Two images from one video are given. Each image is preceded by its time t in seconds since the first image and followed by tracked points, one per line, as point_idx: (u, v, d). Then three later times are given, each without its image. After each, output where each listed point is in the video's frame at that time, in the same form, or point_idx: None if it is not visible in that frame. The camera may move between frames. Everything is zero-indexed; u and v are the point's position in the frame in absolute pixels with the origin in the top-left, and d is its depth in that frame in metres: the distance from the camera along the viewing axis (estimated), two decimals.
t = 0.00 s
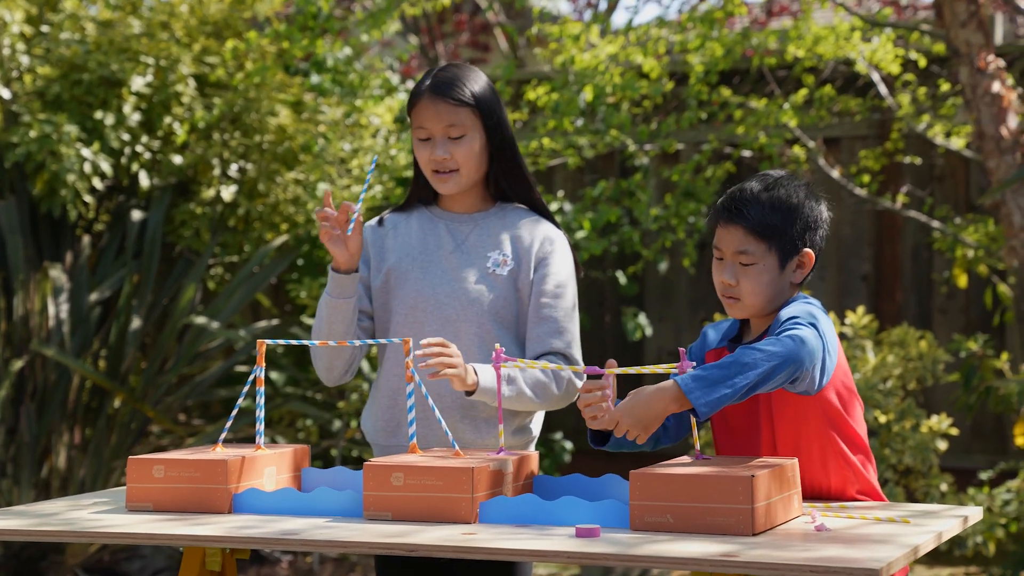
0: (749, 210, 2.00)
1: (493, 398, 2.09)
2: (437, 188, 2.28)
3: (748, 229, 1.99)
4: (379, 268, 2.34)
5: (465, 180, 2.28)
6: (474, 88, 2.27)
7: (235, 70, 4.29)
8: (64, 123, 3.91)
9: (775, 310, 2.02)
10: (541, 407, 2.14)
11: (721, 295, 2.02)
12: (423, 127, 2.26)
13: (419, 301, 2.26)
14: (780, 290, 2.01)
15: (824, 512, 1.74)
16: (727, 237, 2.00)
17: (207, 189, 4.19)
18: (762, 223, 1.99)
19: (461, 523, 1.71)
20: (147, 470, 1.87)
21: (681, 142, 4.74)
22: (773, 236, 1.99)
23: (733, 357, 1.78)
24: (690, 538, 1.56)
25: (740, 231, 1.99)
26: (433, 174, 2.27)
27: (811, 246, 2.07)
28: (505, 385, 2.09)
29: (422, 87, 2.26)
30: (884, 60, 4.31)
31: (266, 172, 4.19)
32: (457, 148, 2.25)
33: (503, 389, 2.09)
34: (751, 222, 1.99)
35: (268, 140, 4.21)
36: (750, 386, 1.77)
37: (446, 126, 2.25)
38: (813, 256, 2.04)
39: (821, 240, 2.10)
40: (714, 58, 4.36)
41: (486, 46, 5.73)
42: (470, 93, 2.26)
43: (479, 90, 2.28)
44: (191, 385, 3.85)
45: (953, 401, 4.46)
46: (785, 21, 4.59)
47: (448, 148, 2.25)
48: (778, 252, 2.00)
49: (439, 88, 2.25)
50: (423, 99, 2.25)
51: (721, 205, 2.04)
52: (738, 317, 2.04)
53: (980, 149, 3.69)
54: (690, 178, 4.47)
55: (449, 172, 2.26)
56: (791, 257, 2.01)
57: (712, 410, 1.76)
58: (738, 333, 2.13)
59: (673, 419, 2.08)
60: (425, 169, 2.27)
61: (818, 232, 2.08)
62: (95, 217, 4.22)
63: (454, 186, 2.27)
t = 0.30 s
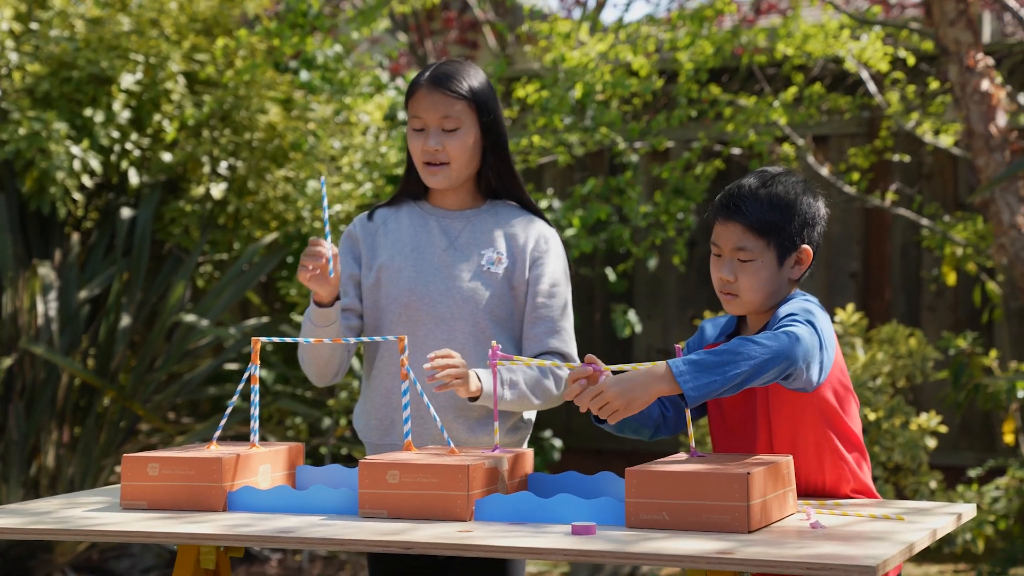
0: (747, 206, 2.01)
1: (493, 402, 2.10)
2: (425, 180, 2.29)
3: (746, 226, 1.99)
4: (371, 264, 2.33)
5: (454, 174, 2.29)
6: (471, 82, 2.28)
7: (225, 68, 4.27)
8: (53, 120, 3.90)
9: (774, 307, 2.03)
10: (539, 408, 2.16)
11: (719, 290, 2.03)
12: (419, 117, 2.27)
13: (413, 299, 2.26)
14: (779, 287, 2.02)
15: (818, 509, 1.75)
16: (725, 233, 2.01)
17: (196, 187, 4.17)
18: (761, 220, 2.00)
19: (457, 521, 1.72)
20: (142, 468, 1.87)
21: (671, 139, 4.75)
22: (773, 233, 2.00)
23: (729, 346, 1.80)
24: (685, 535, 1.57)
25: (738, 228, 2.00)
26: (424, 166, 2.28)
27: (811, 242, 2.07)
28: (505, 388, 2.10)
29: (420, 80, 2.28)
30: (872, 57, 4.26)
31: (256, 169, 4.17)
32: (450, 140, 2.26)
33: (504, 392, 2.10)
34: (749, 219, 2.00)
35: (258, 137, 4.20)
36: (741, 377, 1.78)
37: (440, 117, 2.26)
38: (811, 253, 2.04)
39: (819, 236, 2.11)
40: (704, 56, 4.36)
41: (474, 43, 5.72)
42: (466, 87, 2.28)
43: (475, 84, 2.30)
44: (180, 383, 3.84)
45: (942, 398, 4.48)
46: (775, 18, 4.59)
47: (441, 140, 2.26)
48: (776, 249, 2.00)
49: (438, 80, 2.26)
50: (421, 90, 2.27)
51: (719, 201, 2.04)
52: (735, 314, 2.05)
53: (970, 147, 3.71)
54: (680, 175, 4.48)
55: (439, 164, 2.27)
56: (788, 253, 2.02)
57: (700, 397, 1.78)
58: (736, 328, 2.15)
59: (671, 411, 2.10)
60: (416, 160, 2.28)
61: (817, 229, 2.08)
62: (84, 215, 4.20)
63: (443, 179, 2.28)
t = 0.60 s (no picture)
0: (744, 214, 2.02)
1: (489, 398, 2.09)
2: (420, 185, 2.29)
3: (743, 234, 2.00)
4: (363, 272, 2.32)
5: (448, 179, 2.29)
6: (465, 87, 2.29)
7: (217, 76, 4.27)
8: (45, 129, 3.90)
9: (772, 314, 2.04)
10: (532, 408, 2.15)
11: (717, 299, 2.03)
12: (413, 122, 2.27)
13: (405, 307, 2.26)
14: (777, 294, 2.03)
15: (816, 516, 1.76)
16: (723, 241, 2.02)
17: (188, 196, 4.16)
18: (758, 228, 2.01)
19: (455, 529, 1.72)
20: (139, 477, 1.87)
21: (663, 146, 4.76)
22: (771, 240, 2.01)
23: (728, 369, 1.80)
24: (684, 542, 1.58)
25: (735, 235, 2.00)
26: (418, 171, 2.27)
27: (808, 249, 2.09)
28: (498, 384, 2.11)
29: (414, 84, 2.29)
30: (863, 64, 4.32)
31: (248, 178, 4.18)
32: (444, 145, 2.27)
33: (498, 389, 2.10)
34: (746, 227, 2.00)
35: (249, 146, 4.20)
36: (741, 402, 1.79)
37: (435, 121, 2.26)
38: (809, 261, 2.05)
39: (817, 243, 2.13)
40: (695, 63, 4.37)
41: (465, 50, 5.72)
42: (460, 92, 2.28)
43: (469, 90, 2.30)
44: (173, 392, 3.83)
45: (934, 404, 4.49)
46: (765, 25, 4.61)
47: (435, 144, 2.26)
48: (773, 256, 2.01)
49: (432, 84, 2.27)
50: (414, 95, 2.27)
51: (716, 210, 2.05)
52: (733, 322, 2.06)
53: (961, 152, 3.72)
54: (671, 182, 4.48)
55: (434, 169, 2.27)
56: (785, 260, 2.03)
57: (701, 423, 1.78)
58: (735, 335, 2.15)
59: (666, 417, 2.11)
60: (410, 165, 2.28)
61: (812, 236, 2.10)
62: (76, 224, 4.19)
63: (437, 183, 2.28)
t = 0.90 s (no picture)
0: (731, 228, 2.03)
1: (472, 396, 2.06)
2: (408, 201, 2.29)
3: (730, 247, 2.01)
4: (348, 289, 2.31)
5: (436, 194, 2.29)
6: (452, 102, 2.31)
7: (201, 93, 4.26)
8: (29, 146, 3.89)
9: (760, 327, 2.05)
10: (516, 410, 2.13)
11: (705, 313, 2.04)
12: (400, 137, 2.28)
13: (392, 324, 2.26)
14: (765, 307, 2.04)
15: (805, 531, 1.76)
16: (711, 254, 2.03)
17: (173, 213, 4.14)
18: (745, 242, 2.02)
19: (444, 545, 1.72)
20: (127, 494, 1.86)
21: (648, 162, 4.77)
22: (758, 252, 2.02)
23: (718, 384, 1.80)
24: (673, 557, 1.58)
25: (722, 248, 2.01)
26: (406, 186, 2.27)
27: (796, 263, 2.09)
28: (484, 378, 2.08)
29: (401, 99, 2.29)
30: (847, 80, 4.31)
31: (233, 195, 4.18)
32: (432, 159, 2.27)
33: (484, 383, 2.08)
34: (733, 240, 2.01)
35: (234, 162, 4.19)
36: (728, 417, 1.79)
37: (423, 136, 2.27)
38: (797, 274, 2.06)
39: (805, 257, 2.14)
40: (679, 79, 4.38)
41: (450, 67, 5.73)
42: (447, 107, 2.30)
43: (456, 106, 2.32)
44: (158, 409, 3.81)
45: (919, 418, 4.50)
46: (749, 42, 4.63)
47: (424, 159, 2.27)
48: (761, 268, 2.02)
49: (419, 99, 2.28)
50: (401, 110, 2.28)
51: (703, 225, 2.06)
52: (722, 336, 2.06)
53: (944, 169, 3.74)
54: (656, 199, 4.49)
55: (422, 184, 2.28)
56: (773, 274, 2.04)
57: (687, 435, 1.78)
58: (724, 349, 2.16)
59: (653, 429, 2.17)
60: (398, 180, 2.28)
61: (800, 250, 2.11)
62: (60, 241, 4.17)
63: (426, 198, 2.28)
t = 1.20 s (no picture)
0: (726, 227, 2.03)
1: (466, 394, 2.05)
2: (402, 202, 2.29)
3: (725, 246, 2.01)
4: (343, 289, 2.31)
5: (430, 195, 2.29)
6: (445, 103, 2.31)
7: (197, 93, 4.26)
8: (24, 145, 3.89)
9: (757, 326, 2.05)
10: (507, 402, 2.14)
11: (701, 311, 2.05)
12: (393, 137, 2.28)
13: (386, 325, 2.26)
14: (760, 305, 2.04)
15: (799, 531, 1.76)
16: (705, 253, 2.03)
17: (169, 213, 4.13)
18: (739, 240, 2.02)
19: (439, 545, 1.72)
20: (123, 494, 1.86)
21: (643, 164, 4.78)
22: (751, 250, 2.02)
23: (717, 352, 1.81)
24: (668, 558, 1.58)
25: (717, 247, 2.02)
26: (400, 187, 2.28)
27: (790, 262, 2.10)
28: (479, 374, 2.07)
29: (394, 100, 2.30)
30: (842, 82, 4.34)
31: (229, 195, 4.17)
32: (425, 160, 2.28)
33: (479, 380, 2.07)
34: (727, 239, 2.02)
35: (230, 162, 4.19)
36: (721, 384, 1.79)
37: (416, 136, 2.27)
38: (791, 273, 2.07)
39: (800, 256, 2.14)
40: (674, 81, 4.38)
41: (445, 68, 5.73)
42: (441, 108, 2.30)
43: (449, 106, 2.32)
44: (152, 409, 3.80)
45: (913, 421, 4.51)
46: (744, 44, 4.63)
47: (417, 160, 2.27)
48: (755, 266, 2.02)
49: (412, 100, 2.29)
50: (394, 110, 2.29)
51: (698, 224, 2.07)
52: (718, 334, 2.07)
53: (939, 171, 3.75)
54: (651, 200, 4.49)
55: (416, 184, 2.28)
56: (767, 272, 2.04)
57: (676, 393, 1.78)
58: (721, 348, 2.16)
59: (649, 427, 2.19)
60: (392, 181, 2.28)
61: (794, 248, 2.12)
62: (55, 241, 4.16)
63: (420, 199, 2.29)
